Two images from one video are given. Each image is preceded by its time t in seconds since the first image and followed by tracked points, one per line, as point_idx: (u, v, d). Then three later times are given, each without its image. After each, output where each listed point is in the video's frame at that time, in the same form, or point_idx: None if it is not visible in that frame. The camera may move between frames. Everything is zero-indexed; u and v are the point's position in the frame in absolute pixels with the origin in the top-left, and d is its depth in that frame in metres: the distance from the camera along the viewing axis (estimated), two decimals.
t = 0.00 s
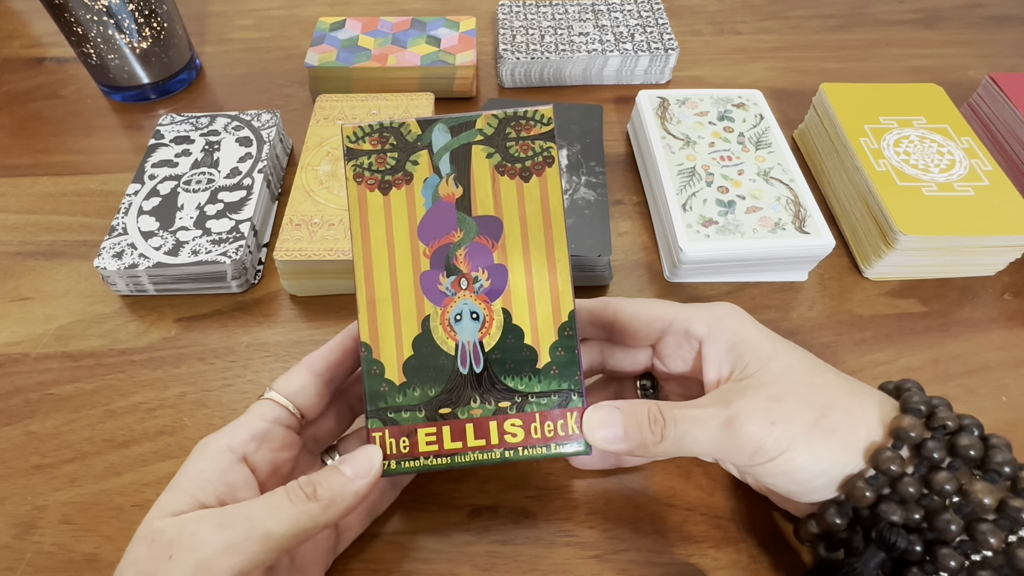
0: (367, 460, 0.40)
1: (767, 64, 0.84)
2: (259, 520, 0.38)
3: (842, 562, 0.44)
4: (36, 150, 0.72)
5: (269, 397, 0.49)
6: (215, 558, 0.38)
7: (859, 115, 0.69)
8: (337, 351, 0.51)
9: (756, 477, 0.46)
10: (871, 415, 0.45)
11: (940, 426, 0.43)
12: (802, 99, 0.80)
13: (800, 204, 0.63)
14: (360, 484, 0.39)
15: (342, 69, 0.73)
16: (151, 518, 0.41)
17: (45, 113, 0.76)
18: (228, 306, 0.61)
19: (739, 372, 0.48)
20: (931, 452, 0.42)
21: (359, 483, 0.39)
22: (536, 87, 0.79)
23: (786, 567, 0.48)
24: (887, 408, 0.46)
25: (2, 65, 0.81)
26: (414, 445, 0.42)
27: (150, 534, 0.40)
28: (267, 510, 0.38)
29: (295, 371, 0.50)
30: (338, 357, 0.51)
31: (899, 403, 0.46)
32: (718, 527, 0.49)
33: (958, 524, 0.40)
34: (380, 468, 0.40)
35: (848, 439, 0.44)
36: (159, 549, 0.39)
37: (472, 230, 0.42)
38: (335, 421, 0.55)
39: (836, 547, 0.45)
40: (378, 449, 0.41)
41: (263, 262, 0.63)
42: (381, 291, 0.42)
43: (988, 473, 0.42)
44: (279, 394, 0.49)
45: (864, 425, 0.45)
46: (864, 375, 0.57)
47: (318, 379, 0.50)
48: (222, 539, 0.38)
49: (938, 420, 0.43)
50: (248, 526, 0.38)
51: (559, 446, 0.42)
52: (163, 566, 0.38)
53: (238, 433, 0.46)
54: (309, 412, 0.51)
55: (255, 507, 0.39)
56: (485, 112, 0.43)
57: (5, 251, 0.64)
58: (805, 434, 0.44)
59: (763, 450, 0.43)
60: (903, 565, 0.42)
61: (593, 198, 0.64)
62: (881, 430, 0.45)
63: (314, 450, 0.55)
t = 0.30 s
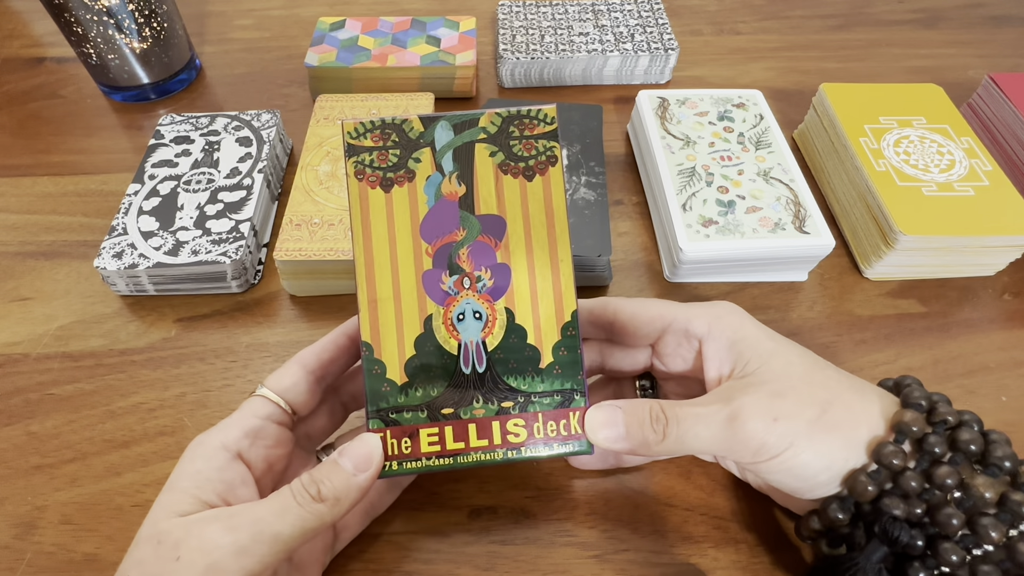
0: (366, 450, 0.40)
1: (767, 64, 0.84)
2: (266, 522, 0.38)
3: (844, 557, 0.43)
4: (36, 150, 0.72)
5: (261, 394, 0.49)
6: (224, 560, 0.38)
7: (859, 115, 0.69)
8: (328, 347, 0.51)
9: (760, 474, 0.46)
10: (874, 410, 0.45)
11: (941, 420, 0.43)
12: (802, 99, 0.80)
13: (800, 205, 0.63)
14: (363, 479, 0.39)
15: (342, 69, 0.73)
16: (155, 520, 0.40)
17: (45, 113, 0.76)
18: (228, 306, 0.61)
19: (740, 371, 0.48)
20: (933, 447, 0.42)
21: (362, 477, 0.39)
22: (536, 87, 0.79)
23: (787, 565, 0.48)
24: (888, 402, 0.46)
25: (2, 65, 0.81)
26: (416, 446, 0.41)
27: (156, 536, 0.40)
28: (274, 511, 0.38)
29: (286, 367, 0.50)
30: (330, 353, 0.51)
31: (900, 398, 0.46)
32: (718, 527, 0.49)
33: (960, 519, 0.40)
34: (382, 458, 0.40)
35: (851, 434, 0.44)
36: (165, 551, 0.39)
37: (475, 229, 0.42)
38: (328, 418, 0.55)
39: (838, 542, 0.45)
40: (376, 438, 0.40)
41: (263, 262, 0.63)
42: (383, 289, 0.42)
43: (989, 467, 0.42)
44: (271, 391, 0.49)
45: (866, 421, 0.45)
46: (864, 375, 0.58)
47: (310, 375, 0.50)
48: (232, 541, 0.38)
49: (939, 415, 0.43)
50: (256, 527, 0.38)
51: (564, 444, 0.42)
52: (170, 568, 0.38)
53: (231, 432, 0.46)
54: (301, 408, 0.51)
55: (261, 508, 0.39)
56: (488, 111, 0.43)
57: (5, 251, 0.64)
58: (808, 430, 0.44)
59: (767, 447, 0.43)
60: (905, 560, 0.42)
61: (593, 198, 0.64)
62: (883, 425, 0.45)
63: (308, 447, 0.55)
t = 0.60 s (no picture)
0: (365, 449, 0.39)
1: (767, 64, 0.83)
2: (265, 522, 0.38)
3: (849, 557, 0.43)
4: (36, 151, 0.72)
5: (261, 394, 0.49)
6: (223, 559, 0.38)
7: (859, 114, 0.69)
8: (329, 346, 0.51)
9: (769, 479, 0.46)
10: (878, 410, 0.45)
11: (942, 420, 0.44)
12: (802, 99, 0.80)
13: (800, 204, 0.63)
14: (361, 478, 0.39)
15: (342, 69, 0.73)
16: (154, 520, 0.40)
17: (45, 113, 0.76)
18: (228, 306, 0.61)
19: (740, 374, 0.47)
20: (936, 445, 0.42)
21: (360, 476, 0.39)
22: (536, 87, 0.79)
23: (789, 562, 0.48)
24: (891, 400, 0.46)
25: (2, 65, 0.81)
26: (415, 444, 0.41)
27: (155, 535, 0.40)
28: (273, 510, 0.38)
29: (287, 367, 0.50)
30: (331, 353, 0.51)
31: (901, 397, 0.46)
32: (718, 527, 0.49)
33: (961, 518, 0.40)
34: (379, 455, 0.40)
35: (859, 433, 0.44)
36: (164, 550, 0.39)
37: (474, 227, 0.42)
38: (328, 418, 0.55)
39: (841, 541, 0.45)
40: (374, 437, 0.40)
41: (263, 262, 0.63)
42: (382, 288, 0.42)
43: (989, 466, 0.42)
44: (271, 390, 0.49)
45: (871, 418, 0.45)
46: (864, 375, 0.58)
47: (311, 375, 0.50)
48: (231, 540, 0.38)
49: (941, 414, 0.44)
50: (255, 526, 0.38)
51: (564, 442, 0.41)
52: (169, 567, 0.38)
53: (230, 431, 0.46)
54: (302, 408, 0.51)
55: (260, 507, 0.39)
56: (486, 109, 0.43)
57: (5, 251, 0.64)
58: (820, 432, 0.43)
59: (780, 453, 0.43)
60: (907, 558, 0.42)
61: (593, 198, 0.64)
62: (887, 422, 0.45)
63: (308, 446, 0.55)
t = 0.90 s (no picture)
0: (369, 460, 0.39)
1: (767, 64, 0.84)
2: (262, 526, 0.38)
3: (852, 556, 0.43)
4: (36, 151, 0.72)
5: (266, 395, 0.49)
6: (219, 563, 0.38)
7: (859, 115, 0.69)
8: (335, 349, 0.51)
9: (769, 479, 0.46)
10: (878, 409, 0.45)
11: (943, 418, 0.44)
12: (802, 99, 0.80)
13: (800, 204, 0.63)
14: (364, 487, 0.39)
15: (342, 68, 0.73)
16: (152, 520, 0.40)
17: (45, 113, 0.76)
18: (228, 306, 0.61)
19: (740, 374, 0.47)
20: (937, 443, 0.42)
21: (363, 484, 0.39)
22: (536, 87, 0.79)
23: (791, 562, 0.48)
24: (891, 399, 0.47)
25: (2, 65, 0.81)
26: (419, 447, 0.42)
27: (152, 536, 0.40)
28: (271, 516, 0.38)
29: (292, 369, 0.50)
30: (337, 356, 0.51)
31: (902, 395, 0.47)
32: (718, 527, 0.49)
33: (963, 516, 0.40)
34: (383, 465, 0.40)
35: (859, 432, 0.44)
36: (161, 551, 0.39)
37: (478, 230, 0.42)
38: (334, 419, 0.55)
39: (843, 541, 0.45)
40: (380, 449, 0.40)
41: (263, 263, 0.63)
42: (387, 291, 0.42)
43: (991, 464, 0.42)
44: (276, 392, 0.49)
45: (871, 416, 0.45)
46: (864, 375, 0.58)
47: (315, 378, 0.50)
48: (228, 543, 0.38)
49: (941, 412, 0.44)
50: (252, 531, 0.38)
51: (565, 447, 0.42)
52: (165, 569, 0.38)
53: (233, 432, 0.46)
54: (307, 410, 0.51)
55: (257, 512, 0.39)
56: (491, 113, 0.43)
57: (5, 251, 0.64)
58: (819, 432, 0.43)
59: (780, 453, 0.42)
60: (909, 557, 0.42)
61: (593, 198, 0.64)
62: (888, 421, 0.45)
63: (312, 448, 0.55)
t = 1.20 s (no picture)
0: (370, 461, 0.39)
1: (767, 64, 0.83)
2: (264, 527, 0.38)
3: (852, 556, 0.43)
4: (36, 150, 0.72)
5: (265, 395, 0.49)
6: (222, 563, 0.38)
7: (859, 115, 0.69)
8: (333, 348, 0.51)
9: (769, 481, 0.45)
10: (877, 409, 0.45)
11: (942, 418, 0.44)
12: (802, 99, 0.80)
13: (800, 204, 0.63)
14: (365, 488, 0.39)
15: (342, 69, 0.73)
16: (153, 521, 0.40)
17: (45, 113, 0.76)
18: (228, 306, 0.61)
19: (739, 375, 0.47)
20: (936, 443, 0.42)
21: (364, 486, 0.39)
22: (536, 87, 0.79)
23: (791, 562, 0.48)
24: (890, 399, 0.47)
25: (2, 65, 0.81)
26: (419, 449, 0.42)
27: (154, 536, 0.40)
28: (272, 517, 0.38)
29: (291, 368, 0.50)
30: (336, 355, 0.51)
31: (901, 395, 0.47)
32: (718, 527, 0.49)
33: (963, 516, 0.40)
34: (383, 466, 0.40)
35: (858, 433, 0.44)
36: (163, 552, 0.39)
37: (479, 232, 0.42)
38: (333, 419, 0.55)
39: (843, 541, 0.45)
40: (380, 449, 0.40)
41: (263, 262, 0.63)
42: (387, 293, 0.42)
43: (991, 464, 0.42)
44: (275, 391, 0.49)
45: (870, 417, 0.45)
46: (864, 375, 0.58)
47: (315, 377, 0.50)
48: (229, 544, 0.38)
49: (941, 412, 0.44)
50: (254, 532, 0.38)
51: (566, 448, 0.42)
52: (167, 570, 0.38)
53: (233, 433, 0.46)
54: (306, 410, 0.51)
55: (259, 514, 0.39)
56: (493, 113, 0.43)
57: (5, 251, 0.64)
58: (818, 433, 0.43)
59: (779, 455, 0.42)
60: (909, 557, 0.42)
61: (593, 198, 0.64)
62: (887, 421, 0.45)
63: (313, 448, 0.55)
